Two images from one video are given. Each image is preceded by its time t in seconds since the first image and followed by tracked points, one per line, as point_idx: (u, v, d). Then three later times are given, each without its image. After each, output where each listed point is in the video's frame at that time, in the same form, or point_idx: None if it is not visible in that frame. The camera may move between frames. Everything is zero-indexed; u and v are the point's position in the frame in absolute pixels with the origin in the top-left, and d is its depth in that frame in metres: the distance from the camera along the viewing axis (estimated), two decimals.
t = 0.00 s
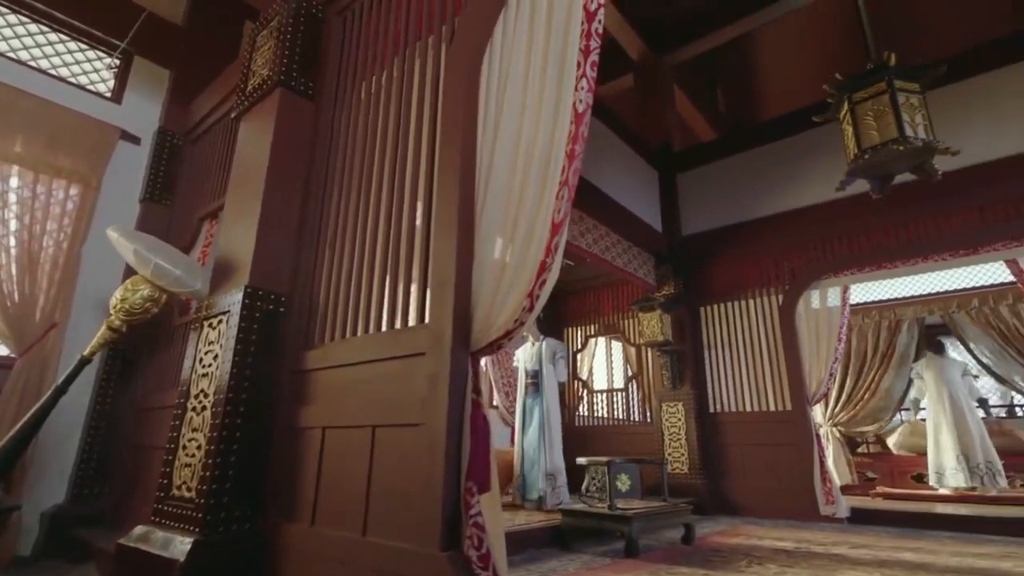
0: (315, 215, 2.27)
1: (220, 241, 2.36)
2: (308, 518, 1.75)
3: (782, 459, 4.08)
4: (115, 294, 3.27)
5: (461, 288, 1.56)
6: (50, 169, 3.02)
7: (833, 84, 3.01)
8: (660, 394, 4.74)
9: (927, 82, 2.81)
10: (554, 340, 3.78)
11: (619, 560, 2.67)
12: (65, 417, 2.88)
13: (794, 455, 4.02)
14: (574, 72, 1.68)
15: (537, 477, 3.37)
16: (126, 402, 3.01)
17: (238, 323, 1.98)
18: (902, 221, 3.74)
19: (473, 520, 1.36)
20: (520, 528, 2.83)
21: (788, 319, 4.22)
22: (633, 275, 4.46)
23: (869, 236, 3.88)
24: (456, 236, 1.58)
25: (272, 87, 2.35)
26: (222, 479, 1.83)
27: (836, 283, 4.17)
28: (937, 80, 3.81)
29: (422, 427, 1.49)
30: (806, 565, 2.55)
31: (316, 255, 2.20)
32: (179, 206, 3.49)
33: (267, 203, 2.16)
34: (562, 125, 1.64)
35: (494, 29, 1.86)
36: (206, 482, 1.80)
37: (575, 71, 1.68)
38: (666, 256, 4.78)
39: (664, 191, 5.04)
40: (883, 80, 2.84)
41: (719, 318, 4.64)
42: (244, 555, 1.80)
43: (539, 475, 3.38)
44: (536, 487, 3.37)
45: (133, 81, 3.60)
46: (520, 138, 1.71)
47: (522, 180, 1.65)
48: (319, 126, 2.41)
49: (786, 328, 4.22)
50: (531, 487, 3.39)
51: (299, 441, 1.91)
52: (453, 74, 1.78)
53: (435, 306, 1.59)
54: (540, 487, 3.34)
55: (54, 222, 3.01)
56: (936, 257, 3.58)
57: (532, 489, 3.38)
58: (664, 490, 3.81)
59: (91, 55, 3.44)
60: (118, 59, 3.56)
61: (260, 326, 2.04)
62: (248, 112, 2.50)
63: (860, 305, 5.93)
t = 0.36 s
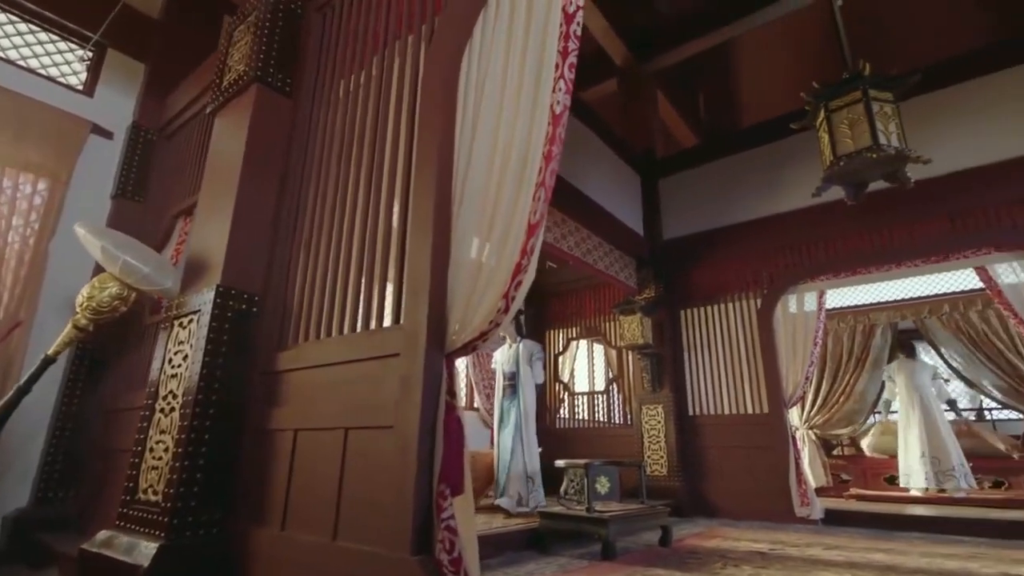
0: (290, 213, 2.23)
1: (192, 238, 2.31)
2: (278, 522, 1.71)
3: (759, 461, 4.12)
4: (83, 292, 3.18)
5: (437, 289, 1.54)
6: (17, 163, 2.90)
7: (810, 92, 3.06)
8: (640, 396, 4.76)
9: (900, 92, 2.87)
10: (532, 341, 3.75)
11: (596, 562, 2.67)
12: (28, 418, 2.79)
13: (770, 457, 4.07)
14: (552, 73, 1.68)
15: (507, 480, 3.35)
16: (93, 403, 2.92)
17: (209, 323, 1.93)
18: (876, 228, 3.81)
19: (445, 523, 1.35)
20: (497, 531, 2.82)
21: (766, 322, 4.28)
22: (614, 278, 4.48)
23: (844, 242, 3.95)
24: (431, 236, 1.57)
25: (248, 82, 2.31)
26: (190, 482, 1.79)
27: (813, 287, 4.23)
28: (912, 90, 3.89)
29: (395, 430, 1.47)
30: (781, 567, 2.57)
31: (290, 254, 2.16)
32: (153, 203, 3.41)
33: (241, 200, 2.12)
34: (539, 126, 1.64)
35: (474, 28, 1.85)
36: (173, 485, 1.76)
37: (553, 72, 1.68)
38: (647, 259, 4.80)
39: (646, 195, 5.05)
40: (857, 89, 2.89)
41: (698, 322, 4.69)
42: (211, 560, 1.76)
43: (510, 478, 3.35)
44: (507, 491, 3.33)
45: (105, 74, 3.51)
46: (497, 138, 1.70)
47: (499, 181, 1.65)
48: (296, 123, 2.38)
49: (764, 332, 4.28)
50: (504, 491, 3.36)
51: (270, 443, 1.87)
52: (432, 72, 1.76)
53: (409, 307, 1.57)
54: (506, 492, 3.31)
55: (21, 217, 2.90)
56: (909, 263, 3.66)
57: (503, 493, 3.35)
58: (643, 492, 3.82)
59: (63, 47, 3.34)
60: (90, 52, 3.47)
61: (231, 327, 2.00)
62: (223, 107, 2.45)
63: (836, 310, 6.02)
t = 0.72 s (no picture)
0: (264, 209, 2.19)
1: (163, 236, 2.26)
2: (247, 526, 1.67)
3: (736, 463, 4.16)
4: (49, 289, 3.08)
5: (412, 288, 1.53)
6: None
7: (789, 99, 3.10)
8: (621, 399, 4.78)
9: (874, 100, 2.93)
10: (508, 341, 3.71)
11: (573, 565, 2.66)
12: None
13: (747, 459, 4.12)
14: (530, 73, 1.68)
15: (483, 487, 3.27)
16: (60, 404, 2.83)
17: (178, 322, 1.89)
18: (851, 234, 3.89)
19: (416, 527, 1.33)
20: (475, 534, 2.80)
21: (744, 326, 4.32)
22: (596, 280, 4.49)
23: (821, 248, 4.02)
24: (407, 235, 1.55)
25: (224, 77, 2.27)
26: (156, 485, 1.74)
27: (790, 291, 4.29)
28: (887, 99, 3.97)
29: (367, 431, 1.45)
30: (756, 568, 2.60)
31: (265, 252, 2.12)
32: (125, 198, 3.33)
33: (215, 196, 2.08)
34: (517, 126, 1.64)
35: (454, 26, 1.83)
36: (138, 488, 1.71)
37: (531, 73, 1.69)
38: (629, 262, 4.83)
39: (628, 198, 5.07)
40: (833, 96, 2.94)
41: (678, 324, 4.72)
42: (177, 565, 1.71)
43: (485, 485, 3.27)
44: (482, 499, 3.25)
45: (76, 66, 3.41)
46: (475, 138, 1.70)
47: (476, 180, 1.64)
48: (273, 118, 2.34)
49: (742, 335, 4.33)
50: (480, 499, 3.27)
51: (240, 445, 1.83)
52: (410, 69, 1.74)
53: (384, 306, 1.55)
54: (484, 501, 3.21)
55: None
56: (883, 269, 3.74)
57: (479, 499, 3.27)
58: (620, 494, 3.83)
59: (33, 37, 3.22)
60: (61, 42, 3.37)
61: (202, 326, 1.95)
62: (198, 102, 2.41)
63: (813, 314, 6.09)
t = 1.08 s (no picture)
0: (240, 206, 2.15)
1: (136, 233, 2.21)
2: (218, 530, 1.63)
3: (717, 465, 4.19)
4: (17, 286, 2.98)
5: (389, 287, 1.51)
6: None
7: (770, 105, 3.14)
8: (603, 401, 4.79)
9: (852, 107, 2.98)
10: (488, 339, 3.62)
11: (553, 567, 2.65)
12: None
13: (727, 461, 4.15)
14: (511, 73, 1.68)
15: (462, 488, 3.19)
16: (27, 405, 2.73)
17: (149, 321, 1.84)
18: (830, 239, 3.95)
19: (390, 530, 1.31)
20: (455, 536, 2.77)
21: (726, 329, 4.36)
22: (580, 282, 4.50)
23: (801, 252, 4.07)
24: (385, 234, 1.53)
25: (201, 71, 2.23)
26: (123, 488, 1.69)
27: (771, 295, 4.34)
28: (865, 107, 4.05)
29: (341, 433, 1.42)
30: (734, 570, 2.61)
31: (240, 251, 2.08)
32: (99, 193, 3.25)
33: (189, 192, 2.04)
34: (497, 125, 1.63)
35: (434, 24, 1.82)
36: (105, 491, 1.67)
37: (512, 72, 1.68)
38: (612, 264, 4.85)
39: (612, 199, 5.10)
40: (813, 103, 2.98)
41: (661, 327, 4.74)
42: (144, 570, 1.67)
43: (463, 487, 3.20)
44: (461, 501, 3.18)
45: (49, 58, 3.34)
46: (455, 137, 1.69)
47: (456, 180, 1.63)
48: (251, 114, 2.30)
49: (723, 338, 4.36)
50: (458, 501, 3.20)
51: (211, 447, 1.79)
52: (390, 66, 1.73)
53: (360, 305, 1.52)
54: (464, 503, 3.15)
55: None
56: (861, 274, 3.79)
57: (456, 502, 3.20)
58: (601, 496, 3.83)
59: (5, 27, 3.16)
60: (35, 34, 3.30)
61: (174, 325, 1.91)
62: (174, 96, 2.36)
63: (793, 317, 6.32)
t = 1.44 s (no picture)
0: (219, 204, 2.12)
1: (111, 230, 2.17)
2: (191, 534, 1.60)
3: (701, 467, 4.21)
4: None
5: (368, 287, 1.49)
6: None
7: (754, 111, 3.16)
8: (589, 403, 4.79)
9: (834, 114, 3.02)
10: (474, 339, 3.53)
11: (536, 571, 2.63)
12: None
13: (711, 464, 4.17)
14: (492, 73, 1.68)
15: (446, 490, 3.13)
16: None
17: (123, 320, 1.81)
18: (813, 244, 4.00)
19: (366, 534, 1.29)
20: (438, 540, 2.74)
21: (711, 332, 4.38)
22: (566, 285, 4.49)
23: (785, 257, 4.12)
24: (364, 233, 1.51)
25: (180, 68, 2.21)
26: (93, 491, 1.65)
27: (755, 299, 4.37)
28: (850, 115, 4.13)
29: (317, 436, 1.40)
30: (715, 572, 2.61)
31: (217, 249, 2.04)
32: (76, 191, 3.18)
33: (167, 189, 2.01)
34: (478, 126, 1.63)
35: (417, 22, 1.80)
36: (74, 494, 1.62)
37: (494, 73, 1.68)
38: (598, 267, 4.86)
39: (600, 203, 5.24)
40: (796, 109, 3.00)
41: (647, 330, 4.75)
42: None
43: (447, 490, 3.13)
44: (445, 504, 3.10)
45: (25, 50, 3.27)
46: (436, 135, 1.68)
47: (436, 179, 1.62)
48: (231, 112, 2.27)
49: (708, 341, 4.38)
50: (441, 505, 3.11)
51: (185, 449, 1.75)
52: (371, 64, 1.71)
53: (339, 305, 1.50)
54: (450, 506, 3.09)
55: None
56: (843, 278, 3.83)
57: (439, 506, 3.11)
58: (585, 499, 3.83)
59: None
60: (11, 27, 3.23)
61: (149, 324, 1.87)
62: (152, 93, 2.33)
63: (777, 322, 6.25)
